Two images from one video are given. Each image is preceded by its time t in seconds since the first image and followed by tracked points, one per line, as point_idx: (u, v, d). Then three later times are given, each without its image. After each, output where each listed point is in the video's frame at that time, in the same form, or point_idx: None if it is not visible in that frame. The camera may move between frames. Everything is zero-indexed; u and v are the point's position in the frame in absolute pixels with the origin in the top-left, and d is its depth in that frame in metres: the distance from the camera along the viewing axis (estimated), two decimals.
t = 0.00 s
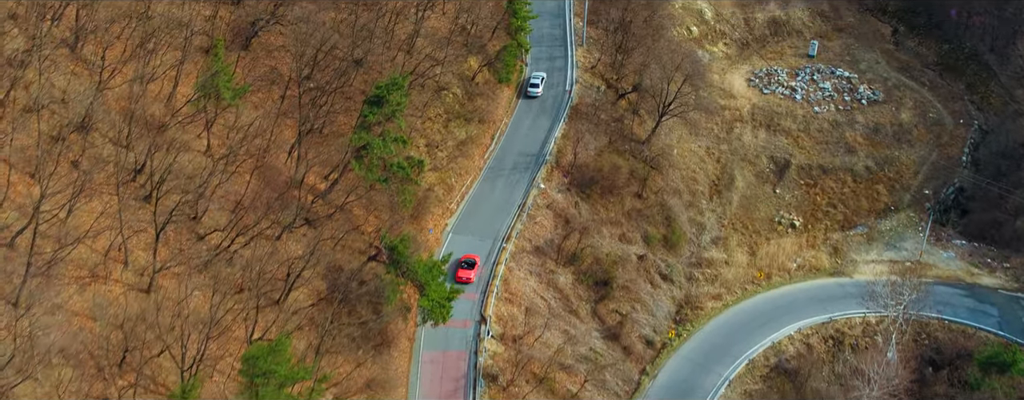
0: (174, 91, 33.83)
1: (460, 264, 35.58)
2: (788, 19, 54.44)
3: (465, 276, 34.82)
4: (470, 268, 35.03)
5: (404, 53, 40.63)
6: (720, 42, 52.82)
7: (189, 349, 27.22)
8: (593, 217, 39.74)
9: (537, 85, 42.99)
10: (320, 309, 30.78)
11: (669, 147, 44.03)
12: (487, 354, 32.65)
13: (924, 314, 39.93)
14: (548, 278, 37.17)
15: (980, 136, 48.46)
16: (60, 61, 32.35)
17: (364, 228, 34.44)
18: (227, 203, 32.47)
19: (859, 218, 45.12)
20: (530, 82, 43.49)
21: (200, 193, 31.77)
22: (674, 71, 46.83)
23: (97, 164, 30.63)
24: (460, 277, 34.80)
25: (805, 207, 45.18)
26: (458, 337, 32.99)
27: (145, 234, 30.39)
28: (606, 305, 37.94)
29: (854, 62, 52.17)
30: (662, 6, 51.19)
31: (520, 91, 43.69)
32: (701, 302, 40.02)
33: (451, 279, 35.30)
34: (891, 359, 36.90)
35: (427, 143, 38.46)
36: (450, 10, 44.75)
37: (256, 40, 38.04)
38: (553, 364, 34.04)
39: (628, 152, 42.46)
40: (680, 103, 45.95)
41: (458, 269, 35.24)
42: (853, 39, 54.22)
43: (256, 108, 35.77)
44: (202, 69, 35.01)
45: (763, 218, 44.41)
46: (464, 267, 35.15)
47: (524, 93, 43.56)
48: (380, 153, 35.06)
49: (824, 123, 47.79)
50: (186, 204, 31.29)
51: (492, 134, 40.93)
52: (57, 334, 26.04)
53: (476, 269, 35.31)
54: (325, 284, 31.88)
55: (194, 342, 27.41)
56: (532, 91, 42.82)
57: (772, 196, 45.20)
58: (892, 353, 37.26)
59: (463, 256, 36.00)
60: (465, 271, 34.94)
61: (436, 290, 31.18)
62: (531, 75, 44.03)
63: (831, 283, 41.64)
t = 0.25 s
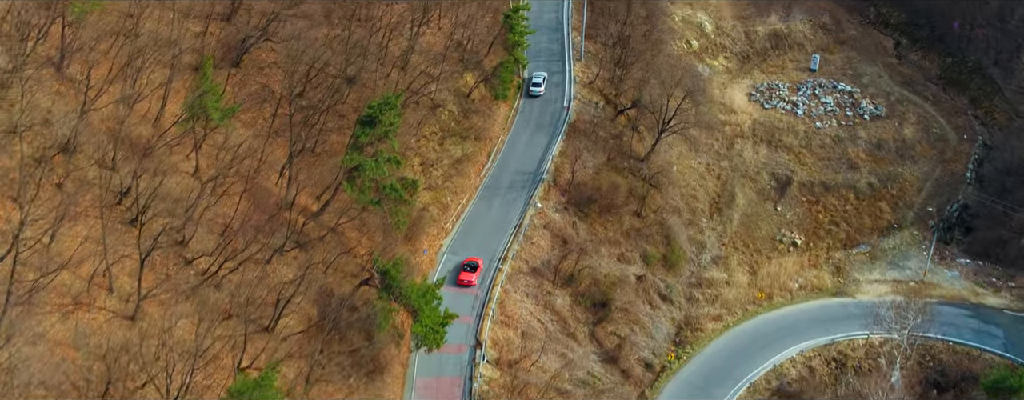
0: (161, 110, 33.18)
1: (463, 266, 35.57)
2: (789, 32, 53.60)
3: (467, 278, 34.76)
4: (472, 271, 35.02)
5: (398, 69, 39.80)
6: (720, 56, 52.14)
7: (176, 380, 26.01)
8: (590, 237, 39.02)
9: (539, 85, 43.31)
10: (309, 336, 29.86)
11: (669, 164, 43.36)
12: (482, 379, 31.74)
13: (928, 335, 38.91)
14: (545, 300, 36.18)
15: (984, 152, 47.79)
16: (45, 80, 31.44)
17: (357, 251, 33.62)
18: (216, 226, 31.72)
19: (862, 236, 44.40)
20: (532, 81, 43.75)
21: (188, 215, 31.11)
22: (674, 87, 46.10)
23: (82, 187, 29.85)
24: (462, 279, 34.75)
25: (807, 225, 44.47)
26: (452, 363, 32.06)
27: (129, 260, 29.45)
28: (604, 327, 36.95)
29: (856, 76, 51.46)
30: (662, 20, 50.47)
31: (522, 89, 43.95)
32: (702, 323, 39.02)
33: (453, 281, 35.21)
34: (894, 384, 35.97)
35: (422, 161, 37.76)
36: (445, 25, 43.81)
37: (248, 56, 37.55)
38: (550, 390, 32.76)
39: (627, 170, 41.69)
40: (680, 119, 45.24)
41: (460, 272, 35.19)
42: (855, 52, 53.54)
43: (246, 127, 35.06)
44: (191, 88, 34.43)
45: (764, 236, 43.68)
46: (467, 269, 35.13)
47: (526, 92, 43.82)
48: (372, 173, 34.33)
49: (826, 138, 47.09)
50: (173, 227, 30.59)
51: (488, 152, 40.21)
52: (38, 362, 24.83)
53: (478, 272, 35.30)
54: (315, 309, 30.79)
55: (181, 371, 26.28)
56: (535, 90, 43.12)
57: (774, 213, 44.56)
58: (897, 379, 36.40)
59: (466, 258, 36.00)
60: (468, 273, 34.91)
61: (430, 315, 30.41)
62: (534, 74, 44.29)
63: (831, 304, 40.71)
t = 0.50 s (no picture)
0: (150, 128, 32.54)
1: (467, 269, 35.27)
2: (790, 43, 52.95)
3: (470, 281, 34.43)
4: (475, 273, 34.66)
5: (393, 83, 39.43)
6: (720, 67, 51.50)
7: None
8: (589, 254, 38.30)
9: (540, 84, 43.46)
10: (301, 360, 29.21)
11: (669, 178, 42.75)
12: None
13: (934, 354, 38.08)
14: (542, 319, 35.28)
15: (987, 165, 47.12)
16: (30, 96, 30.64)
17: (350, 271, 32.94)
18: (205, 247, 30.89)
19: (864, 252, 43.72)
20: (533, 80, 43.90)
21: (177, 235, 30.17)
22: (674, 101, 45.50)
23: (69, 208, 28.95)
24: (464, 281, 34.45)
25: (809, 241, 43.73)
26: (448, 386, 30.99)
27: (116, 283, 28.59)
28: (602, 347, 35.98)
29: (858, 88, 50.82)
30: (662, 31, 49.89)
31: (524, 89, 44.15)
32: (703, 342, 38.17)
33: (456, 285, 34.92)
34: None
35: (417, 177, 37.06)
36: (441, 38, 43.56)
37: (239, 70, 36.95)
38: None
39: (626, 186, 41.07)
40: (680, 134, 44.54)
41: (464, 275, 34.90)
42: (857, 63, 52.90)
43: (238, 143, 34.46)
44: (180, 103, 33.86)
45: (766, 253, 42.93)
46: (470, 272, 34.82)
47: (528, 92, 43.99)
48: (366, 193, 32.59)
49: (828, 152, 46.49)
50: (163, 248, 29.58)
51: (485, 167, 39.46)
52: (21, 391, 24.22)
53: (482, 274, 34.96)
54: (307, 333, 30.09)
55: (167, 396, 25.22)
56: (536, 90, 43.29)
57: (775, 228, 43.78)
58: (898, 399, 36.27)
59: (470, 261, 35.72)
60: (471, 276, 34.57)
61: (424, 338, 29.56)
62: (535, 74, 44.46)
63: (835, 322, 40.10)
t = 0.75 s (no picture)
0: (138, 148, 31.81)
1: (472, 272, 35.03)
2: (791, 57, 52.27)
3: (474, 283, 34.18)
4: (480, 276, 34.39)
5: (387, 100, 38.67)
6: (721, 82, 50.80)
7: None
8: (587, 276, 37.38)
9: (540, 83, 43.73)
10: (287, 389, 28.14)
11: (668, 197, 42.07)
12: None
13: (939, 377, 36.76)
14: (539, 343, 34.00)
15: (992, 181, 46.38)
16: (13, 117, 29.95)
17: (342, 295, 32.14)
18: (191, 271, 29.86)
19: (868, 272, 42.86)
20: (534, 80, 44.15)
21: (163, 260, 29.21)
22: (674, 117, 44.77)
23: (51, 232, 28.10)
24: (468, 284, 34.23)
25: (811, 261, 42.92)
26: None
27: (98, 311, 27.39)
28: (601, 371, 34.56)
29: (861, 103, 50.04)
30: (662, 45, 49.22)
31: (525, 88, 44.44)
32: (702, 366, 37.29)
33: (461, 287, 34.69)
34: None
35: (411, 197, 36.31)
36: (437, 53, 42.78)
37: (228, 87, 36.07)
38: None
39: (624, 205, 40.24)
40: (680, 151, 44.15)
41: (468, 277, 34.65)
42: (859, 77, 52.09)
43: (227, 164, 33.70)
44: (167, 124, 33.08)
45: (767, 272, 42.17)
46: (474, 275, 34.56)
47: (528, 91, 44.29)
48: (356, 215, 32.46)
49: (830, 169, 45.75)
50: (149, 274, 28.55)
51: (481, 186, 38.74)
52: None
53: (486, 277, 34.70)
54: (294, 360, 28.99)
55: None
56: (536, 89, 43.59)
57: (777, 247, 43.00)
58: None
59: (475, 264, 35.45)
60: (475, 278, 34.30)
61: (416, 365, 28.34)
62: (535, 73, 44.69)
63: (837, 345, 39.11)
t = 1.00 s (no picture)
0: (125, 167, 31.22)
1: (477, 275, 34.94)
2: (793, 68, 51.54)
3: (479, 286, 34.11)
4: (485, 279, 34.33)
5: (381, 116, 38.10)
6: (721, 94, 50.14)
7: None
8: (584, 295, 36.61)
9: (539, 83, 43.74)
10: None
11: (668, 213, 41.40)
12: None
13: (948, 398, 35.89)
14: (536, 364, 33.12)
15: (996, 196, 45.66)
16: None
17: (333, 317, 31.47)
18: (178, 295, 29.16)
19: (870, 289, 42.00)
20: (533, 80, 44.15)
21: (150, 284, 28.45)
22: (673, 132, 44.27)
23: (34, 255, 27.16)
24: (474, 287, 34.15)
25: (812, 279, 42.15)
26: None
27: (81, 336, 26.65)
28: (599, 393, 33.75)
29: (863, 115, 49.33)
30: (661, 58, 48.71)
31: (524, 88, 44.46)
32: (702, 386, 36.49)
33: (465, 290, 34.60)
34: None
35: (405, 215, 35.67)
36: (432, 66, 42.28)
37: (218, 104, 35.43)
38: None
39: (623, 221, 39.58)
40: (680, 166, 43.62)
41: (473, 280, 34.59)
42: (861, 89, 51.37)
43: (217, 182, 33.12)
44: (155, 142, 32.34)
45: (768, 290, 41.42)
46: (479, 277, 34.49)
47: (527, 91, 44.32)
48: (346, 237, 30.27)
49: (832, 183, 45.07)
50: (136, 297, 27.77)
51: (477, 202, 38.00)
52: None
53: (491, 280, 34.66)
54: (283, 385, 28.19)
55: None
56: (535, 89, 43.61)
57: (778, 264, 42.28)
58: None
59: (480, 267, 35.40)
60: (480, 281, 34.24)
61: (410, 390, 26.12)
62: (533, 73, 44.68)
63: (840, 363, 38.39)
